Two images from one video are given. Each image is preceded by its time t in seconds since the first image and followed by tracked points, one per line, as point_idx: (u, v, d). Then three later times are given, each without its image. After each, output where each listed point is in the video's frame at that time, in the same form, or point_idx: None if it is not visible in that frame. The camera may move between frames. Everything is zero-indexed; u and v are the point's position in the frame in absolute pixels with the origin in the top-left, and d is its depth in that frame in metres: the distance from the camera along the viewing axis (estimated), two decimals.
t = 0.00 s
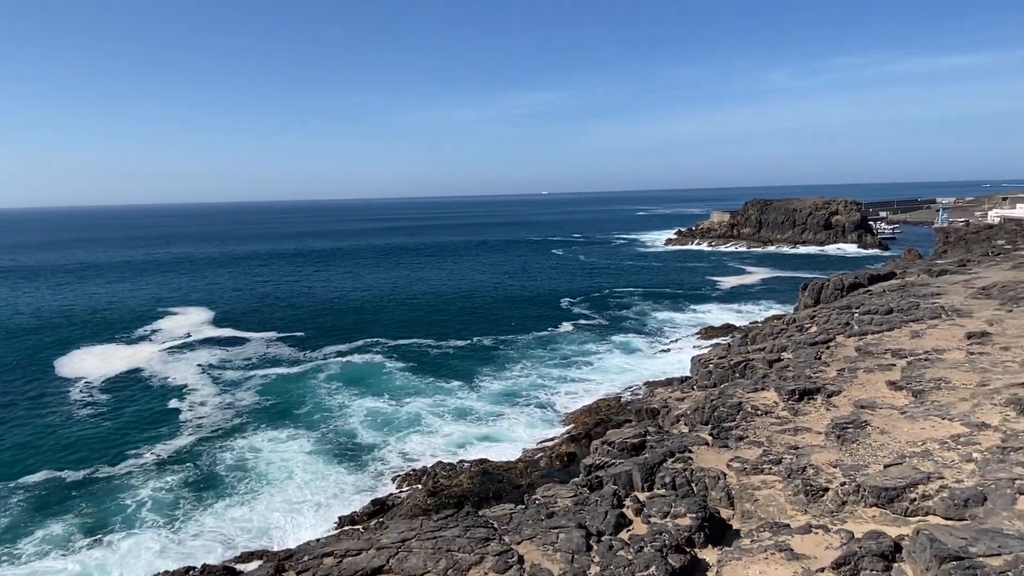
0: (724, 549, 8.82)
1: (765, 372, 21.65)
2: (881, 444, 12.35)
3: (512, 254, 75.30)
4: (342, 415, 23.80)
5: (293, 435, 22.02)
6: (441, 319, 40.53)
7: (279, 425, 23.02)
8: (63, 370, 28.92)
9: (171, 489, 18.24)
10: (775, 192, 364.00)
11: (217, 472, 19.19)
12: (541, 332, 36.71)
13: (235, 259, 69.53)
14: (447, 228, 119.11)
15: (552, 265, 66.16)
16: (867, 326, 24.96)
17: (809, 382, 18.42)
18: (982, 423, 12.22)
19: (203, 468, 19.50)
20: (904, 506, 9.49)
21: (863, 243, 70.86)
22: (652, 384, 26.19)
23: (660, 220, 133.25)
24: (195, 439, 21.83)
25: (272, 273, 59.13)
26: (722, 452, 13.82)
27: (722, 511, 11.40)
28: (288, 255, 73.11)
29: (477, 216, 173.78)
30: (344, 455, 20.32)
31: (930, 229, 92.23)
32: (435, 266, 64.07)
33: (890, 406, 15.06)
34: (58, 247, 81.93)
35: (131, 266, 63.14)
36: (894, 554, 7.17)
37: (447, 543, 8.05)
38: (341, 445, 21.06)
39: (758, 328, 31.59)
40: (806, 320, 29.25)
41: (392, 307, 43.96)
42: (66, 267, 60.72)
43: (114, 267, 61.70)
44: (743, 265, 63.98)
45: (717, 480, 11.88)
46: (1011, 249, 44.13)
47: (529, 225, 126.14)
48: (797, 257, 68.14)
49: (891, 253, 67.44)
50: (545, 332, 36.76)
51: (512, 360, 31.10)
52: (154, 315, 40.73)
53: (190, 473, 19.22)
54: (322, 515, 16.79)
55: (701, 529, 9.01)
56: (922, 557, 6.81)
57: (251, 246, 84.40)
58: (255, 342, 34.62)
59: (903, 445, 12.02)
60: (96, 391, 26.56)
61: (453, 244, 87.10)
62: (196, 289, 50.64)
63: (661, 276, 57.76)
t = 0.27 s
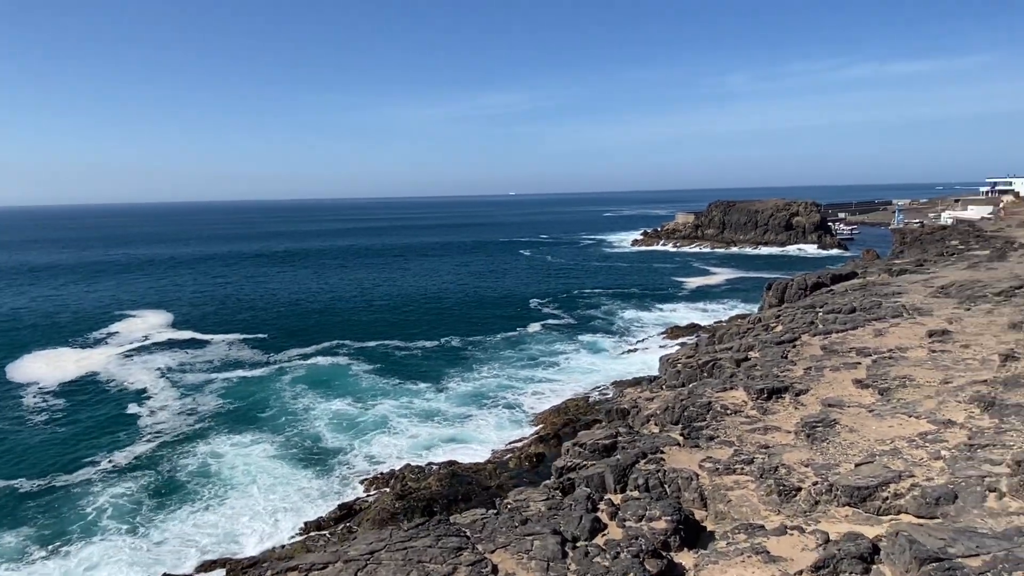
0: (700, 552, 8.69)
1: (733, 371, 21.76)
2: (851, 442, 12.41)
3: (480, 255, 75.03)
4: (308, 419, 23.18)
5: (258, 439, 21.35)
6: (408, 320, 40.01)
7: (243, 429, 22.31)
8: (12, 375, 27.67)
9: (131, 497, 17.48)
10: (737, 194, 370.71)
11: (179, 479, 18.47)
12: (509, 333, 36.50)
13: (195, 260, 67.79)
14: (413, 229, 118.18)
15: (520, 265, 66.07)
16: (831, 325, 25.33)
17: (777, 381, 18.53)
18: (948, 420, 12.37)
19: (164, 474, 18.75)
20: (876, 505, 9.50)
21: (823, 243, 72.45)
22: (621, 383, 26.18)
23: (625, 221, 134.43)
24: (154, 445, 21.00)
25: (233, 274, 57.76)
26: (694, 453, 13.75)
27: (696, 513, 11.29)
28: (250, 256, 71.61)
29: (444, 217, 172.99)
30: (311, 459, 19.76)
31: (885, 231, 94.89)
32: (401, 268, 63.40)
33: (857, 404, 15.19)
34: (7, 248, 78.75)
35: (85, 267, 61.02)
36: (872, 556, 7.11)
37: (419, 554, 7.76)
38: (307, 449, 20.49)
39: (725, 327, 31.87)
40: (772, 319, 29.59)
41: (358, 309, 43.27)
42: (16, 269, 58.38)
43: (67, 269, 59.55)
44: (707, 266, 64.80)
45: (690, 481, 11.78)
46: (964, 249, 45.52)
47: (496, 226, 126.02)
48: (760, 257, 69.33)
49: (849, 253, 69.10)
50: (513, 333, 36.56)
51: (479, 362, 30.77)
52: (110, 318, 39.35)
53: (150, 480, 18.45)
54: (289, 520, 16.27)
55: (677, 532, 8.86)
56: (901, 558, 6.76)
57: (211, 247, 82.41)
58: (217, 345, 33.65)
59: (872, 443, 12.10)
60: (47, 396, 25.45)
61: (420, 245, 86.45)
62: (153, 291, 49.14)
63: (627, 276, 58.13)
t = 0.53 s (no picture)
0: (676, 554, 8.58)
1: (700, 372, 21.88)
2: (819, 441, 12.52)
3: (445, 258, 74.56)
4: (270, 424, 22.50)
5: (218, 446, 20.64)
6: (372, 323, 39.40)
7: (202, 435, 21.57)
8: None
9: (85, 507, 16.69)
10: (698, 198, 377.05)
11: (136, 487, 17.72)
12: (475, 335, 36.23)
13: (150, 263, 65.78)
14: (377, 232, 116.94)
15: (485, 268, 65.85)
16: (794, 326, 25.71)
17: (744, 381, 18.65)
18: (912, 418, 12.58)
19: (120, 483, 17.98)
20: (847, 504, 9.55)
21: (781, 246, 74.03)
22: (588, 384, 26.14)
23: (589, 223, 135.35)
24: (109, 453, 20.13)
25: (191, 278, 56.18)
26: (664, 454, 13.71)
27: (668, 514, 11.21)
28: (209, 259, 69.82)
29: (408, 219, 171.74)
30: (273, 466, 19.18)
31: (840, 234, 97.56)
32: (365, 270, 62.54)
33: (823, 404, 15.36)
34: None
35: (32, 271, 58.62)
36: (850, 556, 7.09)
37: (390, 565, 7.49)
38: (269, 455, 19.88)
39: (690, 328, 32.15)
40: (736, 320, 29.94)
41: (321, 312, 42.47)
42: None
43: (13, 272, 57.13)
44: (670, 268, 65.56)
45: (662, 483, 11.70)
46: (916, 251, 46.98)
47: (461, 229, 125.61)
48: (721, 260, 70.46)
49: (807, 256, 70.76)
50: (479, 335, 36.29)
51: (445, 364, 30.40)
52: (60, 323, 37.81)
53: (105, 489, 17.66)
54: (251, 529, 15.73)
55: (652, 535, 8.75)
56: (879, 558, 6.76)
57: (167, 250, 80.09)
58: (174, 349, 32.57)
59: (840, 443, 12.21)
60: None
61: (384, 249, 85.55)
62: (106, 295, 47.45)
63: (592, 279, 58.42)
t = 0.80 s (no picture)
0: (651, 561, 8.46)
1: (666, 374, 21.97)
2: (787, 443, 12.62)
3: (408, 262, 73.87)
4: (227, 432, 21.74)
5: (174, 454, 19.88)
6: (334, 328, 38.66)
7: (157, 443, 20.75)
8: None
9: (32, 522, 15.86)
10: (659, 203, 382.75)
11: (87, 498, 16.91)
12: (439, 339, 35.85)
13: (100, 267, 63.47)
14: (337, 235, 115.22)
15: (448, 272, 65.43)
16: (756, 328, 26.08)
17: (710, 384, 18.76)
18: (877, 420, 12.77)
19: (70, 494, 17.15)
20: (818, 507, 9.59)
21: (739, 250, 75.53)
22: (553, 388, 26.06)
23: (552, 228, 135.97)
24: (58, 463, 19.19)
25: (144, 282, 54.37)
26: (634, 458, 13.64)
27: (640, 519, 11.12)
28: (163, 263, 67.71)
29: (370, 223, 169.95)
30: (232, 475, 18.53)
31: (794, 238, 100.16)
32: (326, 275, 61.49)
33: (788, 406, 15.53)
34: None
35: None
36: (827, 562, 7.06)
37: None
38: (227, 463, 19.21)
39: (654, 331, 32.38)
40: (699, 323, 30.25)
41: (280, 317, 41.51)
42: None
43: None
44: (633, 272, 66.18)
45: (634, 488, 11.61)
46: (868, 255, 48.39)
47: (423, 232, 124.84)
48: (682, 263, 71.45)
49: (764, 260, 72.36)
50: (443, 339, 35.92)
51: (408, 369, 29.94)
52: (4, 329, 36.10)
53: (54, 501, 16.82)
54: (209, 540, 15.13)
55: (627, 543, 8.62)
56: (857, 564, 6.77)
57: (118, 253, 77.43)
58: (126, 355, 31.34)
59: (807, 445, 12.31)
60: None
61: (345, 252, 84.37)
62: (53, 300, 45.55)
63: (556, 282, 58.58)
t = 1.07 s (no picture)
0: (623, 571, 8.37)
1: (631, 379, 22.02)
2: (752, 447, 12.72)
3: (369, 268, 72.98)
4: (181, 442, 20.95)
5: (125, 466, 19.07)
6: (294, 334, 37.82)
7: (107, 454, 19.89)
8: None
9: None
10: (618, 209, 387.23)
11: (31, 514, 16.06)
12: (402, 345, 35.38)
13: (45, 272, 60.93)
14: (296, 240, 113.17)
15: (410, 277, 64.84)
16: (718, 333, 26.40)
17: (675, 388, 18.87)
18: (838, 423, 13.00)
19: (13, 510, 16.27)
20: (785, 511, 9.65)
21: (698, 255, 76.85)
22: (517, 393, 25.92)
23: (513, 233, 136.21)
24: None
25: (92, 288, 52.37)
26: (602, 465, 13.58)
27: (610, 527, 11.04)
28: (111, 268, 65.38)
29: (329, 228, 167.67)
30: (187, 486, 17.87)
31: (750, 245, 102.48)
32: (284, 280, 60.26)
33: (752, 410, 15.71)
34: None
35: None
36: (800, 568, 7.07)
37: None
38: (182, 475, 18.53)
39: (617, 336, 32.56)
40: (662, 328, 30.54)
41: (237, 324, 40.43)
42: None
43: None
44: (594, 278, 66.73)
45: (603, 495, 11.53)
46: (822, 261, 49.73)
47: (383, 237, 123.62)
48: (642, 269, 72.37)
49: (722, 265, 73.76)
50: (406, 345, 35.48)
51: (369, 376, 29.42)
52: None
53: None
54: (163, 555, 14.53)
55: (598, 552, 8.52)
56: (831, 570, 6.79)
57: (65, 258, 74.47)
58: (73, 364, 30.04)
59: (772, 449, 12.42)
60: None
61: (303, 258, 82.89)
62: None
63: (519, 288, 58.59)
